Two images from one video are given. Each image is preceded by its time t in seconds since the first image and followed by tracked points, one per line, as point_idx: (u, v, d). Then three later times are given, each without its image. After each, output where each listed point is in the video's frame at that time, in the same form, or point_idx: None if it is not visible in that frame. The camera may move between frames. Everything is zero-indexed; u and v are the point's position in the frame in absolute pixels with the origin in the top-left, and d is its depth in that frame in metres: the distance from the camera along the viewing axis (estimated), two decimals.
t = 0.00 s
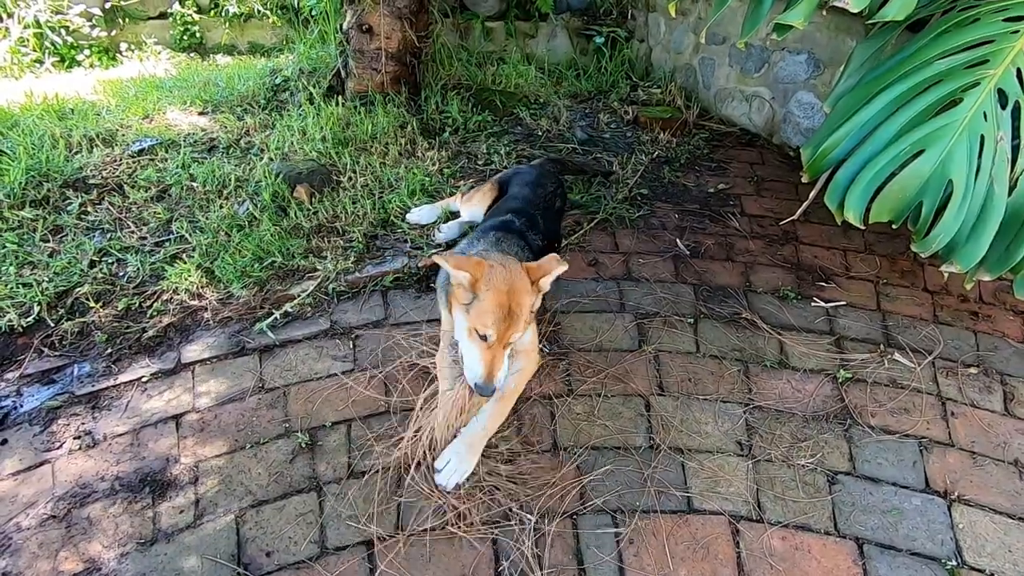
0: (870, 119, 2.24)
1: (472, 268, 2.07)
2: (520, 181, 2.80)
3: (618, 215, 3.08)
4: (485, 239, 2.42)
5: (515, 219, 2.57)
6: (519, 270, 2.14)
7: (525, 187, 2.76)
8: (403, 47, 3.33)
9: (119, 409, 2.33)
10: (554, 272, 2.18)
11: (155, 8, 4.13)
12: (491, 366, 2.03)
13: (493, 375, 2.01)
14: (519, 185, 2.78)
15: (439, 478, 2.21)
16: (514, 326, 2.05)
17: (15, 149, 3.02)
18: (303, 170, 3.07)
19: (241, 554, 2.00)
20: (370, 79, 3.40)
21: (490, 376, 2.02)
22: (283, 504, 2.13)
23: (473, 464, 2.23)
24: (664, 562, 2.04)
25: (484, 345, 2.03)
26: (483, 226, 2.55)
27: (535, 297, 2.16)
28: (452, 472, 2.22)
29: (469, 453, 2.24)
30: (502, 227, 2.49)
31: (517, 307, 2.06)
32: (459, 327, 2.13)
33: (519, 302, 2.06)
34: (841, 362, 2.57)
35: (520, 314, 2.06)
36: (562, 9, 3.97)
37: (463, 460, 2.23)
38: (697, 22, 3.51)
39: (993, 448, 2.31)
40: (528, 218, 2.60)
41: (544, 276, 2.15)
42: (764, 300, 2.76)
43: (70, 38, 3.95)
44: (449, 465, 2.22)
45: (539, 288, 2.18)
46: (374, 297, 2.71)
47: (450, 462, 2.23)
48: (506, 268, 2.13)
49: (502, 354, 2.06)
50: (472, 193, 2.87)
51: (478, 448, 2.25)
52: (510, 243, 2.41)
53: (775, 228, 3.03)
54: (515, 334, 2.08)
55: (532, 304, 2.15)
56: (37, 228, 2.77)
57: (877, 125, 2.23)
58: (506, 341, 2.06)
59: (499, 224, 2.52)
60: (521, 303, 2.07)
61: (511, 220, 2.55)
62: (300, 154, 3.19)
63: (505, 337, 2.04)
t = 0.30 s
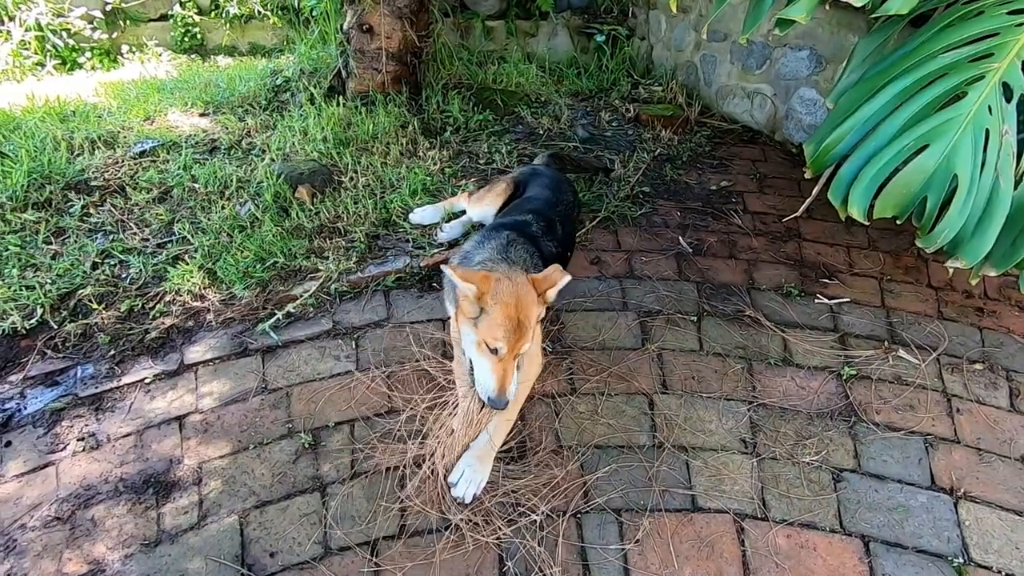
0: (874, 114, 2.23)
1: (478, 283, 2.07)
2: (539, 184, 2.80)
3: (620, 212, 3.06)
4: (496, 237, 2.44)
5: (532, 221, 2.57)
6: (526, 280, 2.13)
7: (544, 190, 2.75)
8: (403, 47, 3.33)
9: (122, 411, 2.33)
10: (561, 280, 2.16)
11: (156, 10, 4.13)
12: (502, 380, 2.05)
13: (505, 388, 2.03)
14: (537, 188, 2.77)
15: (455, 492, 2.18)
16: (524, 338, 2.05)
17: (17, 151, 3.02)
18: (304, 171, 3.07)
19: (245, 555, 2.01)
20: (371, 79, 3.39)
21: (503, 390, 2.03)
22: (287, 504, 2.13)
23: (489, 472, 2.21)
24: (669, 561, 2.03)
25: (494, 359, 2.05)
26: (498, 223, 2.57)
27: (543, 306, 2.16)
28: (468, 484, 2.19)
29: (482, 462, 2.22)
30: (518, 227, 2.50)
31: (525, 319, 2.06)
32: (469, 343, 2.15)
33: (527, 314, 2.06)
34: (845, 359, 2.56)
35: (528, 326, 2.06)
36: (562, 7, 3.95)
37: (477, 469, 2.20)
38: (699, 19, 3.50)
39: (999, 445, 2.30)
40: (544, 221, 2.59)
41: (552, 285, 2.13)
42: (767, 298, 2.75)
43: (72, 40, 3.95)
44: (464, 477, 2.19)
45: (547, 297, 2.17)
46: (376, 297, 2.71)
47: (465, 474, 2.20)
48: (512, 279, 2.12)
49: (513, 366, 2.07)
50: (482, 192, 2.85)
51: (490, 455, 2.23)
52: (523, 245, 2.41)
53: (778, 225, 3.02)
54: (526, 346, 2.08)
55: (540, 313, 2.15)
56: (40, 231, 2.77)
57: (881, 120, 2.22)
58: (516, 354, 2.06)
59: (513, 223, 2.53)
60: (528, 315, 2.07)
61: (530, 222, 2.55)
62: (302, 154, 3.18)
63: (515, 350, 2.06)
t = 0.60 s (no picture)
0: (876, 111, 2.22)
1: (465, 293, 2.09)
2: (553, 187, 2.76)
3: (622, 211, 3.05)
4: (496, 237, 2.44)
5: (542, 225, 2.54)
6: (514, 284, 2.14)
7: (557, 195, 2.71)
8: (404, 48, 3.32)
9: (126, 413, 2.34)
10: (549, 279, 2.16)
11: (157, 12, 4.14)
12: (500, 386, 2.05)
13: (504, 395, 2.04)
14: (550, 191, 2.74)
15: (456, 494, 2.17)
16: (515, 343, 2.05)
17: (20, 154, 3.03)
18: (306, 172, 3.07)
19: (248, 556, 2.02)
20: (372, 80, 3.39)
21: (498, 395, 2.04)
22: (290, 505, 2.14)
23: (489, 474, 2.21)
24: (673, 560, 2.03)
25: (489, 367, 2.06)
26: (507, 224, 2.55)
27: (535, 307, 2.16)
28: (469, 486, 2.18)
29: (483, 463, 2.22)
30: (525, 229, 2.47)
31: (516, 322, 2.06)
32: (466, 352, 2.17)
33: (517, 317, 2.06)
34: (849, 357, 2.55)
35: (517, 330, 2.06)
36: (563, 6, 3.94)
37: (477, 471, 2.20)
38: (700, 17, 3.49)
39: (1005, 442, 2.29)
40: (554, 226, 2.56)
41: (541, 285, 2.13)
42: (770, 296, 2.73)
43: (74, 43, 3.95)
44: (465, 479, 2.19)
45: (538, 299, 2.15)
46: (379, 298, 2.71)
47: (466, 475, 2.20)
48: (500, 284, 2.13)
49: (509, 370, 2.07)
50: (492, 196, 2.84)
51: (491, 456, 2.23)
52: (524, 247, 2.38)
53: (780, 223, 3.00)
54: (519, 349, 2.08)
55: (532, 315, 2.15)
56: (43, 233, 2.77)
57: (883, 117, 2.21)
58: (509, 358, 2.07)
59: (521, 226, 2.50)
60: (517, 319, 2.07)
61: (542, 225, 2.54)
62: (303, 156, 3.18)
63: (509, 355, 2.05)
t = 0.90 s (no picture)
0: (878, 109, 2.21)
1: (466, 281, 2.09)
2: (552, 188, 2.75)
3: (622, 211, 3.03)
4: (498, 237, 2.43)
5: (543, 226, 2.53)
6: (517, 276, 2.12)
7: (557, 196, 2.71)
8: (404, 49, 3.32)
9: (128, 416, 2.35)
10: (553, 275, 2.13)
11: (158, 16, 4.15)
12: (491, 380, 2.05)
13: (493, 389, 2.04)
14: (548, 193, 2.73)
15: (449, 493, 2.19)
16: (510, 336, 2.04)
17: (21, 158, 3.03)
18: (307, 174, 3.06)
19: (251, 559, 2.03)
20: (372, 82, 3.39)
21: (487, 389, 2.05)
22: (293, 508, 2.15)
23: (482, 474, 2.22)
24: (676, 562, 2.03)
25: (482, 359, 2.06)
26: (508, 225, 2.55)
27: (535, 301, 2.14)
28: (461, 485, 2.20)
29: (477, 464, 2.22)
30: (527, 229, 2.47)
31: (513, 315, 2.05)
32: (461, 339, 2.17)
33: (515, 311, 2.05)
34: (852, 357, 2.53)
35: (515, 323, 2.05)
36: (563, 7, 3.94)
37: (471, 471, 2.21)
38: (700, 16, 3.48)
39: (1009, 441, 2.28)
40: (555, 227, 2.55)
41: (544, 279, 2.10)
42: (772, 296, 2.72)
43: (75, 47, 3.96)
44: (457, 478, 2.21)
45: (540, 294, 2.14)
46: (380, 300, 2.70)
47: (459, 475, 2.22)
48: (503, 275, 2.12)
49: (502, 364, 2.07)
50: (491, 199, 2.82)
51: (486, 458, 2.22)
52: (526, 248, 2.38)
53: (782, 223, 2.98)
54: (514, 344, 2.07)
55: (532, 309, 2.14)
56: (44, 237, 2.77)
57: (885, 115, 2.20)
58: (503, 351, 2.06)
59: (522, 227, 2.50)
60: (516, 311, 2.05)
61: (543, 225, 2.53)
62: (304, 158, 3.18)
63: (503, 348, 2.05)
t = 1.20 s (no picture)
0: (887, 104, 2.18)
1: (473, 296, 2.08)
2: (561, 188, 2.72)
3: (625, 210, 3.00)
4: (508, 241, 2.39)
5: (554, 226, 2.51)
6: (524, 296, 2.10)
7: (567, 195, 2.68)
8: (405, 49, 3.31)
9: (126, 417, 2.33)
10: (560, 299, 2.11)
11: (159, 18, 4.16)
12: (489, 398, 2.02)
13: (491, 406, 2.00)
14: (557, 192, 2.69)
15: (451, 497, 2.16)
16: (513, 354, 2.01)
17: (21, 158, 3.02)
18: (307, 173, 3.05)
19: (250, 561, 2.00)
20: (372, 81, 3.37)
21: (485, 405, 2.02)
22: (292, 509, 2.12)
23: (486, 479, 2.18)
24: (682, 562, 2.00)
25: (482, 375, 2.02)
26: (519, 224, 2.52)
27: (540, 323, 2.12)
28: (465, 489, 2.16)
29: (481, 467, 2.18)
30: (539, 230, 2.45)
31: (517, 334, 2.02)
32: (463, 354, 2.13)
33: (519, 329, 2.02)
34: (859, 354, 2.50)
35: (518, 342, 2.02)
36: (564, 6, 3.92)
37: (475, 475, 2.18)
38: (703, 14, 3.48)
39: (1021, 439, 2.24)
40: (567, 228, 2.53)
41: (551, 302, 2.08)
42: (777, 293, 2.68)
43: (76, 49, 3.96)
44: (460, 483, 2.17)
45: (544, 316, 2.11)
46: (381, 299, 2.68)
47: (462, 478, 2.18)
48: (510, 294, 2.11)
49: (502, 382, 2.03)
50: (496, 198, 2.79)
51: (490, 460, 2.19)
52: (537, 252, 2.35)
53: (786, 220, 2.94)
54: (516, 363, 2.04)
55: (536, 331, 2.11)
56: (43, 237, 2.76)
57: (894, 110, 2.18)
58: (504, 369, 2.03)
59: (534, 228, 2.47)
60: (519, 330, 2.03)
61: (555, 227, 2.51)
62: (305, 157, 3.16)
63: (504, 367, 2.01)
